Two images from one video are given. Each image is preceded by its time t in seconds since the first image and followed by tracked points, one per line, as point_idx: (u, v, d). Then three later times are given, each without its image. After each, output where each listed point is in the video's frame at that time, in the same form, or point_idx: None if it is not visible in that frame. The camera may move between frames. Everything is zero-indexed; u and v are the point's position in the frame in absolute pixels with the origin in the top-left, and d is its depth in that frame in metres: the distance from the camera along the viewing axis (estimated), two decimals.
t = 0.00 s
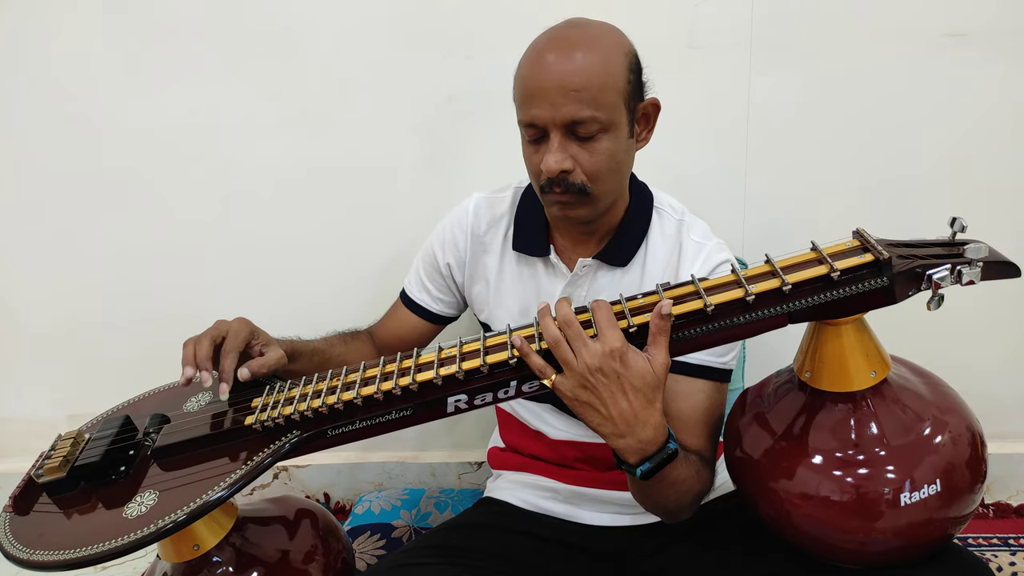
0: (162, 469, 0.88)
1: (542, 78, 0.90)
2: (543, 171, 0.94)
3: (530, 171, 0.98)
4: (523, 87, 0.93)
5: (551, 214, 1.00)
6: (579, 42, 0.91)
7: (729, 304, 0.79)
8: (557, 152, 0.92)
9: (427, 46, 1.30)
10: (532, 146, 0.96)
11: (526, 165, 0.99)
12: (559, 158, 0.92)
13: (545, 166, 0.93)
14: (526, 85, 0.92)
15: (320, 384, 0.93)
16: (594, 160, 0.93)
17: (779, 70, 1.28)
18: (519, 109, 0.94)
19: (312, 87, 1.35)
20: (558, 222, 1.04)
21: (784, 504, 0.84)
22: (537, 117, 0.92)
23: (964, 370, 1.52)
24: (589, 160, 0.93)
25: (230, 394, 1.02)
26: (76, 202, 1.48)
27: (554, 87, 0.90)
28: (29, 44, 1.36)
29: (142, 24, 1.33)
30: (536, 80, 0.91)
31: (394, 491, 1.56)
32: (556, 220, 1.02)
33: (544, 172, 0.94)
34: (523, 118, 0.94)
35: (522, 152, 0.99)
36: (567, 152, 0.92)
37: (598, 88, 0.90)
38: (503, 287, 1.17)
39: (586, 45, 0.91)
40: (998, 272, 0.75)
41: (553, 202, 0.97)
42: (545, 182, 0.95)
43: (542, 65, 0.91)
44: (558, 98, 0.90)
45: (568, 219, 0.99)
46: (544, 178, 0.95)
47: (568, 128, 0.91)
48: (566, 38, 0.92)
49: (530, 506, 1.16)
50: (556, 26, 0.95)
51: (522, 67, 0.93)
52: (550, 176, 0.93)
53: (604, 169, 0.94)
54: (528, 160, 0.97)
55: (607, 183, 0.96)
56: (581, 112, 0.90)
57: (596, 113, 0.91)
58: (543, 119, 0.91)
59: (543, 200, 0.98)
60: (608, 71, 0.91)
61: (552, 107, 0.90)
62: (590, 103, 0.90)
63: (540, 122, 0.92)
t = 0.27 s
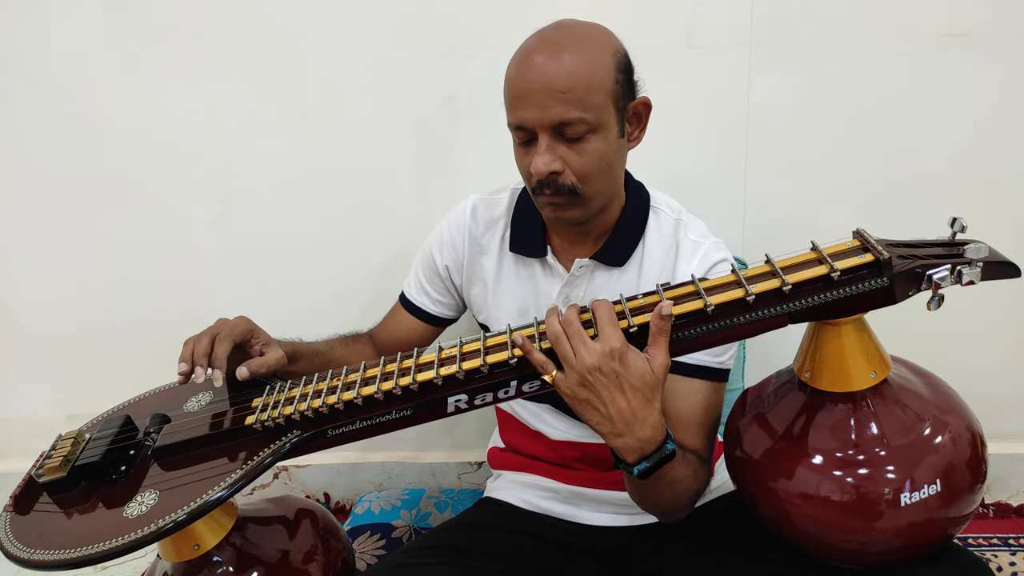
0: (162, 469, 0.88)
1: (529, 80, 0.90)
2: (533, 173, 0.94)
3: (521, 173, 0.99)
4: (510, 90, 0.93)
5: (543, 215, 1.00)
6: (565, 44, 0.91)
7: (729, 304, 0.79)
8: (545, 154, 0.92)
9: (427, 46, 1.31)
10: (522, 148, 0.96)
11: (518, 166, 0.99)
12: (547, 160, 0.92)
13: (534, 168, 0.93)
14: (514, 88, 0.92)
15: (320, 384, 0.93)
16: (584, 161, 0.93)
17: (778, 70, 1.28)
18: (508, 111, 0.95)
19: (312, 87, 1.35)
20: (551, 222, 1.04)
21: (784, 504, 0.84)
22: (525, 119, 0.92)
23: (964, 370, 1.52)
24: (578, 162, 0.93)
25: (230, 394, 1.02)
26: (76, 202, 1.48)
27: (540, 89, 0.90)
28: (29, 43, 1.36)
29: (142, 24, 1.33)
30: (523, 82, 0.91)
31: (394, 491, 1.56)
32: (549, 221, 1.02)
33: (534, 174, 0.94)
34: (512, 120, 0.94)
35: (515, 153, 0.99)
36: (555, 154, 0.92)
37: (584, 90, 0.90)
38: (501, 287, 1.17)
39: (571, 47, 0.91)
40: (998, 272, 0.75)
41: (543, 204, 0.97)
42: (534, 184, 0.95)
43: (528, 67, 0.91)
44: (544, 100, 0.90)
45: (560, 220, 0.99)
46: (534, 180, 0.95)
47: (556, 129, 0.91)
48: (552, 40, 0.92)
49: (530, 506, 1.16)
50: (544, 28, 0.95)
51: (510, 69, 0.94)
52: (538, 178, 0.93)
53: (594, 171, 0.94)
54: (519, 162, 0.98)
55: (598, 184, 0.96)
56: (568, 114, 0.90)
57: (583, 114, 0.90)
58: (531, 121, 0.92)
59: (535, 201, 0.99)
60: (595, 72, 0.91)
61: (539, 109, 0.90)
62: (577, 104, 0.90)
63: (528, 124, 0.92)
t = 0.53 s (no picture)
0: (162, 470, 0.88)
1: (532, 79, 0.90)
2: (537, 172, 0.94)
3: (524, 172, 0.98)
4: (513, 88, 0.93)
5: (547, 214, 1.00)
6: (566, 43, 0.91)
7: (729, 304, 0.79)
8: (551, 152, 0.92)
9: (427, 45, 1.30)
10: (525, 147, 0.96)
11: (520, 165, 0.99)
12: (553, 158, 0.92)
13: (539, 167, 0.93)
14: (516, 86, 0.92)
15: (321, 384, 0.93)
16: (589, 159, 0.93)
17: (780, 70, 1.28)
18: (511, 110, 0.94)
19: (312, 87, 1.35)
20: (553, 221, 1.04)
21: (784, 504, 0.84)
22: (529, 118, 0.92)
23: (965, 370, 1.52)
24: (583, 159, 0.93)
25: (231, 392, 1.02)
26: (75, 202, 1.48)
27: (544, 88, 0.89)
28: (28, 43, 1.35)
29: (141, 24, 1.33)
30: (525, 80, 0.91)
31: (394, 491, 1.55)
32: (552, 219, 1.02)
33: (539, 173, 0.94)
34: (515, 119, 0.94)
35: (516, 152, 0.99)
36: (561, 151, 0.92)
37: (589, 87, 0.90)
38: (499, 285, 1.17)
39: (573, 45, 0.90)
40: (999, 272, 0.74)
41: (547, 202, 0.97)
42: (539, 182, 0.95)
43: (531, 65, 0.90)
44: (549, 98, 0.89)
45: (563, 218, 0.99)
46: (539, 178, 0.95)
47: (561, 127, 0.91)
48: (554, 38, 0.91)
49: (530, 506, 1.16)
50: (543, 27, 0.94)
51: (512, 68, 0.93)
52: (544, 176, 0.93)
53: (598, 168, 0.94)
54: (521, 161, 0.97)
55: (602, 181, 0.96)
56: (573, 112, 0.90)
57: (587, 112, 0.90)
58: (536, 120, 0.91)
59: (538, 200, 0.98)
60: (598, 69, 0.90)
61: (544, 108, 0.90)
62: (581, 103, 0.90)
63: (532, 122, 0.92)
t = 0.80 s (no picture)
0: (162, 469, 0.88)
1: (532, 88, 0.90)
2: (545, 180, 0.94)
3: (528, 180, 0.98)
4: (512, 99, 0.92)
5: (554, 220, 1.00)
6: (561, 49, 0.91)
7: (729, 304, 0.79)
8: (558, 160, 0.92)
9: (427, 46, 1.31)
10: (528, 156, 0.96)
11: (523, 175, 0.98)
12: (560, 165, 0.92)
13: (546, 175, 0.93)
14: (516, 97, 0.91)
15: (321, 384, 0.93)
16: (594, 162, 0.94)
17: (778, 70, 1.28)
18: (513, 120, 0.94)
19: (312, 87, 1.35)
20: (559, 226, 1.04)
21: (784, 503, 0.84)
22: (532, 128, 0.92)
23: (964, 370, 1.52)
24: (589, 164, 0.94)
25: (231, 393, 1.02)
26: (75, 202, 1.48)
27: (546, 96, 0.89)
28: (29, 44, 1.36)
29: (142, 24, 1.33)
30: (525, 90, 0.90)
31: (394, 491, 1.56)
32: (560, 224, 1.02)
33: (546, 181, 0.94)
34: (517, 130, 0.94)
35: (518, 162, 0.99)
36: (567, 158, 0.93)
37: (590, 92, 0.90)
38: (500, 287, 1.17)
39: (569, 51, 0.90)
40: (998, 271, 0.75)
41: (556, 209, 0.97)
42: (548, 190, 0.95)
43: (530, 75, 0.90)
44: (552, 107, 0.90)
45: (572, 223, 0.99)
46: (547, 186, 0.95)
47: (565, 134, 0.91)
48: (550, 44, 0.91)
49: (530, 506, 1.16)
50: (534, 34, 0.94)
51: (508, 79, 0.93)
52: (552, 184, 0.93)
53: (604, 170, 0.95)
54: (525, 170, 0.97)
55: (609, 182, 0.97)
56: (576, 118, 0.90)
57: (590, 116, 0.91)
58: (539, 129, 0.91)
59: (546, 207, 0.98)
60: (596, 72, 0.91)
61: (547, 116, 0.90)
62: (583, 108, 0.90)
63: (536, 132, 0.92)
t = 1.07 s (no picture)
0: (162, 470, 0.88)
1: (554, 85, 0.89)
2: (563, 177, 0.94)
3: (543, 178, 0.98)
4: (533, 95, 0.91)
5: (568, 219, 1.00)
6: (580, 47, 0.90)
7: (730, 305, 0.79)
8: (577, 158, 0.92)
9: (427, 45, 1.30)
10: (545, 154, 0.95)
11: (538, 171, 0.98)
12: (580, 163, 0.92)
13: (565, 173, 0.92)
14: (537, 93, 0.91)
15: (321, 385, 0.93)
16: (611, 161, 0.94)
17: (780, 70, 1.28)
18: (531, 117, 0.93)
19: (312, 87, 1.35)
20: (571, 225, 1.03)
21: (784, 504, 0.84)
22: (552, 125, 0.91)
23: (965, 370, 1.52)
24: (607, 162, 0.94)
25: (229, 394, 1.02)
26: (74, 202, 1.48)
27: (567, 93, 0.89)
28: (27, 43, 1.35)
29: (141, 23, 1.33)
30: (546, 87, 0.90)
31: (395, 491, 1.55)
32: (570, 223, 1.02)
33: (564, 178, 0.94)
34: (536, 126, 0.93)
35: (533, 159, 0.98)
36: (586, 156, 0.92)
37: (611, 91, 0.90)
38: (505, 287, 1.16)
39: (590, 48, 0.90)
40: (999, 273, 0.74)
41: (570, 207, 0.97)
42: (564, 188, 0.95)
43: (553, 71, 0.89)
44: (574, 104, 0.89)
45: (585, 222, 0.99)
46: (563, 184, 0.95)
47: (585, 132, 0.91)
48: (573, 41, 0.91)
49: (530, 506, 1.15)
50: (553, 31, 0.94)
51: (528, 74, 0.92)
52: (571, 182, 0.93)
53: (621, 170, 0.95)
54: (540, 168, 0.97)
55: (624, 182, 0.97)
56: (598, 116, 0.90)
57: (611, 115, 0.91)
58: (559, 126, 0.91)
59: (561, 205, 0.98)
60: (617, 71, 0.90)
61: (568, 114, 0.90)
62: (605, 107, 0.90)
63: (556, 129, 0.91)
